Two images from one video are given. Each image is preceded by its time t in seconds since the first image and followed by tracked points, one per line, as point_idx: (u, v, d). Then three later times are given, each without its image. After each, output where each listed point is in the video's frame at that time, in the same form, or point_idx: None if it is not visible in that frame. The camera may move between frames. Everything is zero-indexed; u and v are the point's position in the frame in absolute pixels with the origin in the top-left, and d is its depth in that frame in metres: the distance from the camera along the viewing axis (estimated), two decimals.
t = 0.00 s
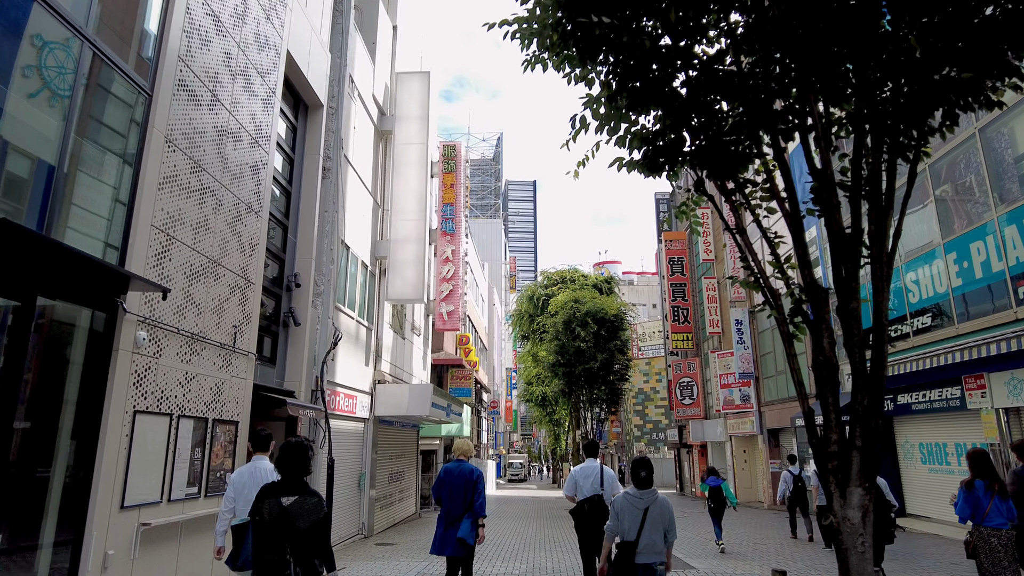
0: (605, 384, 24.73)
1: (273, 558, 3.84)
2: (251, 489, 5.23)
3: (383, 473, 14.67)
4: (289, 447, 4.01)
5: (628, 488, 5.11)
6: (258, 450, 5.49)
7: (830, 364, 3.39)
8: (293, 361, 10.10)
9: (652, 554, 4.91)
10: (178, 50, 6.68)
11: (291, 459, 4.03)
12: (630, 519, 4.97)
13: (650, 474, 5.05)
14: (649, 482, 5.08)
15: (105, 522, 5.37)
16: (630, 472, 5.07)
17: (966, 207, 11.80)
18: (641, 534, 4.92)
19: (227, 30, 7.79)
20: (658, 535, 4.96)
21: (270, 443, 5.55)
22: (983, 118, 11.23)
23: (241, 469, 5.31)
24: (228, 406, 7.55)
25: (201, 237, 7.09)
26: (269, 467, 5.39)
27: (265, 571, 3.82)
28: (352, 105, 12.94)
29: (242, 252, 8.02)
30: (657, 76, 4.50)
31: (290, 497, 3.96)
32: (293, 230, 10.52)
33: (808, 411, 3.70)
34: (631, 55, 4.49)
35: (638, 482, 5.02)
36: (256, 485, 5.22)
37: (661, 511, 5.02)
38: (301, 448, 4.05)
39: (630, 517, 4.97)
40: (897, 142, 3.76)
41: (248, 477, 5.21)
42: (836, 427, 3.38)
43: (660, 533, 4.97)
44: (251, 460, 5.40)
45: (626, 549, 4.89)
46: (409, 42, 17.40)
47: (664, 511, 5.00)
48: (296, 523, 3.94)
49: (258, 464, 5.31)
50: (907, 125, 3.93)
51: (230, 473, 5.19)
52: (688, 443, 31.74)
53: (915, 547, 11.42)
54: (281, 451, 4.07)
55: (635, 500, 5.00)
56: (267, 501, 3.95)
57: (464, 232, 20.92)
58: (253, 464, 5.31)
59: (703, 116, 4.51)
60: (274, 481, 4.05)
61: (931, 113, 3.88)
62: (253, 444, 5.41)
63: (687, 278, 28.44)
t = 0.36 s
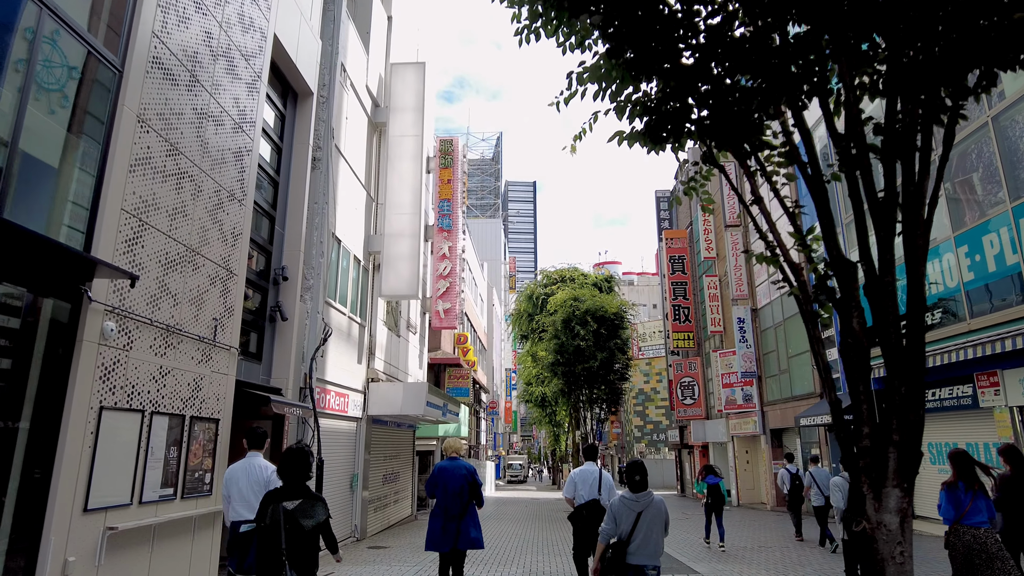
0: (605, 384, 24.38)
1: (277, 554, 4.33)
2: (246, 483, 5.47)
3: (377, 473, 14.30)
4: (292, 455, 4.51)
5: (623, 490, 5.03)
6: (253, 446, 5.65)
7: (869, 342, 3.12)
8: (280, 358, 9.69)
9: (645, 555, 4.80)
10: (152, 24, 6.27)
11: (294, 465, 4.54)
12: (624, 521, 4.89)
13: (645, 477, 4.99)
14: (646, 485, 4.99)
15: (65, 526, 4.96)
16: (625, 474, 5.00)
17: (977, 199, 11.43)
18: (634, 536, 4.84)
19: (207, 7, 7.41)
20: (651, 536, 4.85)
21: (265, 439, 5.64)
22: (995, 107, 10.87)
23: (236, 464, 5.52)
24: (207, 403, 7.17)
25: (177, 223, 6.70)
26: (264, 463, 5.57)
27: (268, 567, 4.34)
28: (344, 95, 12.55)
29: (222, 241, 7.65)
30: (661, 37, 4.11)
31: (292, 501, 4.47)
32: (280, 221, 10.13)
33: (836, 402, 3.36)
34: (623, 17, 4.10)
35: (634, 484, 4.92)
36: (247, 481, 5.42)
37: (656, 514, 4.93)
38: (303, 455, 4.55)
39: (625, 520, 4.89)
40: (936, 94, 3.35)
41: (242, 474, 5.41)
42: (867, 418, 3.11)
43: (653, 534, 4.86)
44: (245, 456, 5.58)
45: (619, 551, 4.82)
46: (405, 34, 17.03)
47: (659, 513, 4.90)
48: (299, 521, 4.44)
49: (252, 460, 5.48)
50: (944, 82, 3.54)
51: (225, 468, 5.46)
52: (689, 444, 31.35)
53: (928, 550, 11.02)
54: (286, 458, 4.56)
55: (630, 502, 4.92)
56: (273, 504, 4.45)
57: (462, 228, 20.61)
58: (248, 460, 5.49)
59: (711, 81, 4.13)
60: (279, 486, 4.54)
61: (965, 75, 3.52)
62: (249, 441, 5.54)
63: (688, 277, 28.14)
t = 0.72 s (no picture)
0: (606, 385, 23.97)
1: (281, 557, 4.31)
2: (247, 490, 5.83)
3: (371, 477, 13.88)
4: (298, 461, 4.52)
5: (623, 494, 5.20)
6: (256, 454, 6.01)
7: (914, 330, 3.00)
8: (266, 358, 9.26)
9: (651, 558, 4.96)
10: None
11: (301, 470, 4.52)
12: (626, 525, 5.05)
13: (644, 481, 5.12)
14: (645, 489, 5.16)
15: (16, 539, 4.52)
16: (625, 479, 5.14)
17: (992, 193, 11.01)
18: (637, 539, 4.98)
19: None
20: (654, 539, 5.02)
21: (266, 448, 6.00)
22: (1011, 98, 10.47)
23: (238, 472, 5.92)
24: (186, 403, 6.78)
25: (153, 213, 6.29)
26: (264, 471, 5.93)
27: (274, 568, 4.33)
28: (336, 87, 12.16)
29: (201, 234, 7.22)
30: None
31: (298, 505, 4.45)
32: (267, 216, 9.73)
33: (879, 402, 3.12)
34: None
35: (633, 489, 5.08)
36: (248, 487, 5.76)
37: (656, 516, 5.10)
38: (310, 460, 4.55)
39: (626, 523, 5.06)
40: (986, 53, 3.04)
41: (243, 480, 5.78)
42: (920, 417, 2.95)
43: (658, 538, 5.03)
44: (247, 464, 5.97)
45: (624, 554, 4.95)
46: (400, 27, 16.61)
47: (660, 516, 5.05)
48: (305, 526, 4.43)
49: (253, 469, 5.87)
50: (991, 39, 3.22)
51: (226, 476, 5.81)
52: (691, 447, 30.91)
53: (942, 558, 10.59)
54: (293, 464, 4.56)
55: (629, 506, 5.10)
56: (279, 506, 4.44)
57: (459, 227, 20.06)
58: (249, 469, 5.88)
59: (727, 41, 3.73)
60: (285, 490, 4.53)
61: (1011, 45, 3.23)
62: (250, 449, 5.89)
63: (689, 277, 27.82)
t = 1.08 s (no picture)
0: (607, 385, 23.54)
1: (297, 553, 4.20)
2: (246, 495, 5.60)
3: (365, 478, 13.47)
4: (310, 456, 4.52)
5: (623, 492, 5.14)
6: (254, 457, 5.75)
7: (1003, 292, 2.32)
8: (252, 353, 8.84)
9: (645, 557, 4.91)
10: None
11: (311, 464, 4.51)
12: (625, 523, 4.99)
13: (643, 479, 5.07)
14: (644, 488, 5.09)
15: None
16: (624, 476, 5.07)
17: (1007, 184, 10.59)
18: (635, 537, 4.93)
19: None
20: (652, 539, 4.96)
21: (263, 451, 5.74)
22: None
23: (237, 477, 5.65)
24: (162, 398, 6.38)
25: (125, 196, 5.86)
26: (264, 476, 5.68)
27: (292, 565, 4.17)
28: (329, 75, 11.79)
29: (179, 220, 6.80)
30: None
31: (311, 500, 4.52)
32: (255, 204, 9.34)
33: (945, 390, 2.49)
34: None
35: (632, 486, 5.03)
36: (250, 493, 5.53)
37: (655, 517, 5.04)
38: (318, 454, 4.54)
39: (625, 521, 4.99)
40: None
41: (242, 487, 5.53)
42: (1004, 406, 2.21)
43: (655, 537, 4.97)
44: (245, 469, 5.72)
45: (620, 550, 4.91)
46: (396, 17, 16.23)
47: (659, 515, 4.99)
48: (317, 518, 4.52)
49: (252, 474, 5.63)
50: None
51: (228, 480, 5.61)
52: (694, 448, 30.46)
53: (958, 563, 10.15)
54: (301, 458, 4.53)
55: (630, 505, 5.02)
56: (290, 502, 4.39)
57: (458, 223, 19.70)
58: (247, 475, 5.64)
59: None
60: (292, 485, 4.48)
61: None
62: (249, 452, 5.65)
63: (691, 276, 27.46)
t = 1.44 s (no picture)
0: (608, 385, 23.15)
1: (298, 551, 4.43)
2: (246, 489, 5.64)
3: (359, 480, 13.07)
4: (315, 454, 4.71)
5: (613, 493, 5.28)
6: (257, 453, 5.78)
7: None
8: (236, 348, 8.44)
9: (638, 556, 5.02)
10: None
11: (315, 465, 4.72)
12: (614, 524, 5.13)
13: (633, 478, 5.22)
14: (635, 487, 5.22)
15: None
16: (613, 477, 5.26)
17: None
18: (624, 538, 5.07)
19: None
20: (642, 538, 5.08)
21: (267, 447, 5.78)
22: None
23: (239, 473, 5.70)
24: (135, 393, 5.98)
25: (93, 175, 5.45)
26: (264, 473, 5.68)
27: (290, 563, 4.41)
28: (321, 63, 11.41)
29: (155, 205, 6.39)
30: None
31: (315, 499, 4.61)
32: (241, 193, 8.96)
33: None
34: None
35: (622, 487, 5.18)
36: (248, 488, 5.56)
37: (644, 516, 5.18)
38: (323, 456, 4.75)
39: (614, 522, 5.14)
40: None
41: (242, 482, 5.57)
42: None
43: (645, 536, 5.09)
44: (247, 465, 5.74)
45: (609, 551, 5.05)
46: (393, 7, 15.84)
47: (648, 515, 5.11)
48: (321, 518, 4.59)
49: (252, 470, 5.64)
50: None
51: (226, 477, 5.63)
52: (696, 450, 30.03)
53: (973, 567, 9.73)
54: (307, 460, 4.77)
55: (618, 506, 5.17)
56: (295, 502, 4.59)
57: (456, 219, 19.36)
58: (248, 471, 5.66)
59: None
60: (301, 484, 4.70)
61: None
62: (250, 449, 5.70)
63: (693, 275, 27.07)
